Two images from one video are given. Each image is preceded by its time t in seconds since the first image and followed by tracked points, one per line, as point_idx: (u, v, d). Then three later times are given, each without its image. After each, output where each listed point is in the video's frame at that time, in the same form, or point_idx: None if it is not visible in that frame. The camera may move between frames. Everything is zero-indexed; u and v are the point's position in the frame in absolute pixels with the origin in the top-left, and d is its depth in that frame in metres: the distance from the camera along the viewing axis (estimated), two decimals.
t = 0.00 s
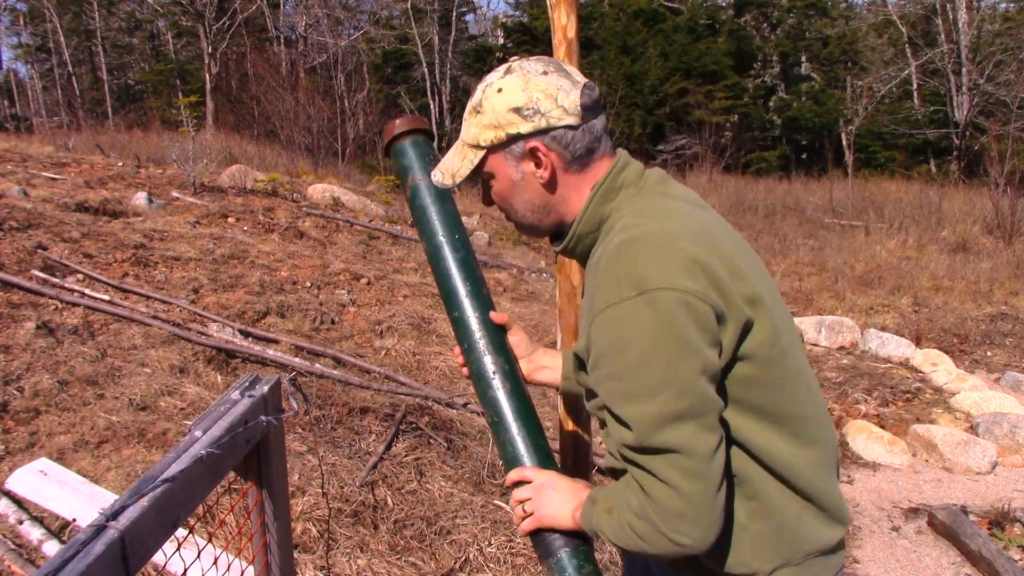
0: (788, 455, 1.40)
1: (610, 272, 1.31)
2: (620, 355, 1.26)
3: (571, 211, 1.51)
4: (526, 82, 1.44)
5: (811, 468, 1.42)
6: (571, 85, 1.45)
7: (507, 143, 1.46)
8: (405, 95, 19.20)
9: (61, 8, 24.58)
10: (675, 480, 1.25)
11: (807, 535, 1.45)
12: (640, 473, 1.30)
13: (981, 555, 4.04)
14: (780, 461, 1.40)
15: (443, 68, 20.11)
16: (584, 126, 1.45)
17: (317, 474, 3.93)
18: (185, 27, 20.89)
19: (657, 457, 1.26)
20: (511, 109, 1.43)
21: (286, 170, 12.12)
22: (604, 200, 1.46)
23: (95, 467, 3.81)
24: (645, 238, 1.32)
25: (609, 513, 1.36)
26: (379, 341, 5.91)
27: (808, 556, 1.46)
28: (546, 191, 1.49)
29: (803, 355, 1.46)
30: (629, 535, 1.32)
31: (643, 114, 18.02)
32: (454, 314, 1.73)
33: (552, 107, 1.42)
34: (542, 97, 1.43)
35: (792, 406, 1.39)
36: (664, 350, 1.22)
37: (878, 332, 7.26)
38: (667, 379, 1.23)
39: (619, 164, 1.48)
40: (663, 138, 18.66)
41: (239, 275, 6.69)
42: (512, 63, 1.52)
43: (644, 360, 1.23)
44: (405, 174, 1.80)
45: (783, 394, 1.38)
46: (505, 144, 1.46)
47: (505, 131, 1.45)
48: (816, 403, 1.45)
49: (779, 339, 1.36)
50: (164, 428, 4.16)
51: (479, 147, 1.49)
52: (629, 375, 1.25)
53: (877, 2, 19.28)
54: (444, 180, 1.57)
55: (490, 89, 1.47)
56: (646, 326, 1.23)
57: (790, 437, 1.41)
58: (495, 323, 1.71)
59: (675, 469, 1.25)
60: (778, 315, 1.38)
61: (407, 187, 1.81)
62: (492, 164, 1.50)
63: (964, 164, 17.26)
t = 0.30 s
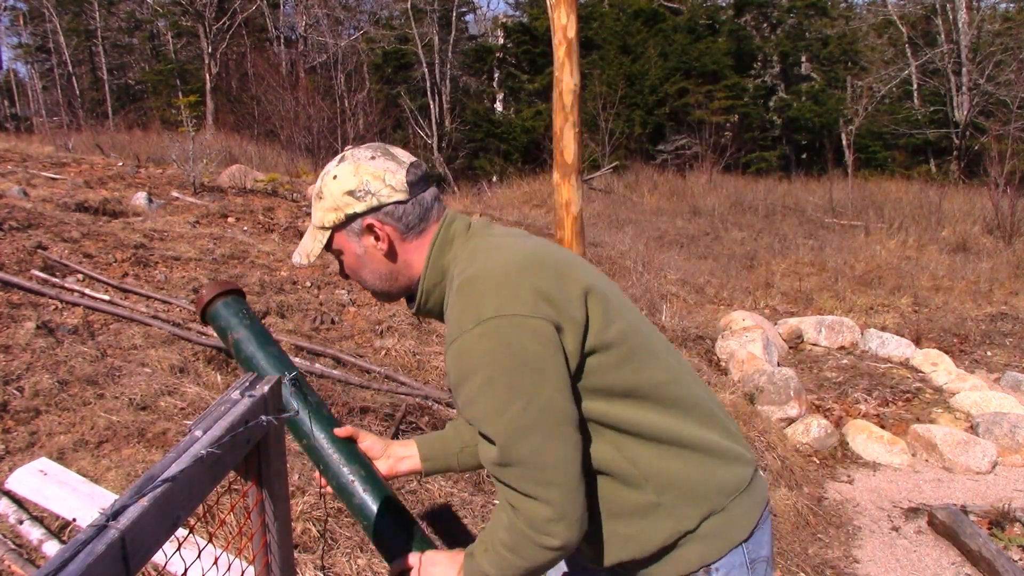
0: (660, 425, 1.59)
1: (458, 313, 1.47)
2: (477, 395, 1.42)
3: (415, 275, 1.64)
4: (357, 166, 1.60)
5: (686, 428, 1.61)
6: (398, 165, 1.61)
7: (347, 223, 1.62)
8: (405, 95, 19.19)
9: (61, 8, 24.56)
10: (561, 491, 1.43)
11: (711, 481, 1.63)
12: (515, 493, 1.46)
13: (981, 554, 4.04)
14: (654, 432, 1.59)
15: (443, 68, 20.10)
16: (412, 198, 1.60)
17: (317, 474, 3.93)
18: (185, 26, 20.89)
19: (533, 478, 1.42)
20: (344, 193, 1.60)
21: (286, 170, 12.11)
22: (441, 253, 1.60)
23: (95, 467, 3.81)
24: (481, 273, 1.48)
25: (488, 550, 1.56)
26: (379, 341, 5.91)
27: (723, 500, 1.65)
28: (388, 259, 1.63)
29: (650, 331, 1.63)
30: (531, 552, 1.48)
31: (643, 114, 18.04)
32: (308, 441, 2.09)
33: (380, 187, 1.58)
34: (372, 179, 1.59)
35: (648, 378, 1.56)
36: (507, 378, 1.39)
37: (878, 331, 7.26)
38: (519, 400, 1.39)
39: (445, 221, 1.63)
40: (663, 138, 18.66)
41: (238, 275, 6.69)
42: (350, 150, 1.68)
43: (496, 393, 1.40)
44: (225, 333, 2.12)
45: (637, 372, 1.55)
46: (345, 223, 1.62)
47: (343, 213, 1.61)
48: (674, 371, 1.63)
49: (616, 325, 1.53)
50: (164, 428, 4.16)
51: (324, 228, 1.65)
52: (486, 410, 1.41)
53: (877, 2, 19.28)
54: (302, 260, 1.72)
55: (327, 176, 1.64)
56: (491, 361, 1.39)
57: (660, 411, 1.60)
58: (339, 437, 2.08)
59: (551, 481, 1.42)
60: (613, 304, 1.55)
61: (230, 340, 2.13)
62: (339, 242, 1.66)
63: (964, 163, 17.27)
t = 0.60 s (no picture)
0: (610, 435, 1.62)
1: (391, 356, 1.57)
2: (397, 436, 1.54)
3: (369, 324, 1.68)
4: (302, 232, 1.65)
5: (636, 432, 1.63)
6: (341, 227, 1.66)
7: (300, 285, 1.65)
8: (405, 95, 19.19)
9: (61, 8, 24.58)
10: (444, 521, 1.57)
11: (676, 474, 1.65)
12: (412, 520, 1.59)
13: (981, 554, 4.04)
14: (608, 441, 1.61)
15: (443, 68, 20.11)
16: (358, 256, 1.65)
17: (317, 474, 3.93)
18: (185, 26, 20.89)
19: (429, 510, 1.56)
20: (294, 258, 1.64)
21: (286, 170, 12.11)
22: (388, 302, 1.63)
23: (95, 467, 3.81)
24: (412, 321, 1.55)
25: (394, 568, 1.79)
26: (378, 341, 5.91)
27: (693, 485, 1.66)
28: (344, 315, 1.67)
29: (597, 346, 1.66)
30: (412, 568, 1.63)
31: (643, 114, 18.04)
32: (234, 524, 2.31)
33: (328, 249, 1.63)
34: (320, 242, 1.63)
35: (587, 400, 1.61)
36: (425, 426, 1.49)
37: (878, 331, 7.26)
38: (434, 444, 1.50)
39: (386, 269, 1.66)
40: (663, 138, 18.66)
41: (238, 275, 6.69)
42: (293, 218, 1.73)
43: (415, 438, 1.51)
44: (117, 446, 2.12)
45: (577, 395, 1.60)
46: (299, 286, 1.65)
47: (296, 277, 1.64)
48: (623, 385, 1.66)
49: (549, 357, 1.57)
50: (164, 428, 4.16)
51: (277, 293, 1.67)
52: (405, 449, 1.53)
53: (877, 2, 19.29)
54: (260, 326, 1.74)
55: (274, 245, 1.68)
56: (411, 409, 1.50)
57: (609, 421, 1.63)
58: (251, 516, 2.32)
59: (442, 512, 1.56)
60: (550, 334, 1.59)
61: (121, 453, 2.13)
62: (294, 304, 1.69)
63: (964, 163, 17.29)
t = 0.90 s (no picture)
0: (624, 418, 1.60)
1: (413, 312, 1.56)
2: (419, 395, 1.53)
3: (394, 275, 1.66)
4: (315, 189, 1.66)
5: (649, 423, 1.62)
6: (352, 179, 1.65)
7: (320, 242, 1.66)
8: (405, 95, 19.20)
9: (61, 8, 24.58)
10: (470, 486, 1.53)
11: (681, 472, 1.64)
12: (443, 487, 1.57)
13: (980, 555, 4.04)
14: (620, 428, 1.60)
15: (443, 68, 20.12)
16: (372, 205, 1.63)
17: (317, 474, 3.93)
18: (185, 26, 20.89)
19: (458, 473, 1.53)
20: (309, 215, 1.65)
21: (286, 170, 12.11)
22: (412, 255, 1.62)
23: (95, 467, 3.81)
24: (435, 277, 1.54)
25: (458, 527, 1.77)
26: (379, 341, 5.92)
27: (694, 484, 1.65)
28: (365, 268, 1.66)
29: (619, 326, 1.64)
30: (459, 543, 1.59)
31: (643, 114, 18.03)
32: None
33: (338, 202, 1.63)
34: (331, 197, 1.64)
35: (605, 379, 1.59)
36: (446, 378, 1.48)
37: (878, 331, 7.26)
38: (449, 395, 1.48)
39: (414, 224, 1.65)
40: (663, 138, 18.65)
41: (239, 275, 6.70)
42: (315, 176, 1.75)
43: (437, 392, 1.49)
44: None
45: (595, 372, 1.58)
46: (320, 243, 1.67)
47: (314, 234, 1.66)
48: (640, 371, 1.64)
49: (573, 326, 1.55)
50: (164, 428, 4.16)
51: (303, 252, 1.70)
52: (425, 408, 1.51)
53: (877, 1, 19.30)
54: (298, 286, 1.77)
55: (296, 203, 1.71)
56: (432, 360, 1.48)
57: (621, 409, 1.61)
58: None
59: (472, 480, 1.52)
60: (575, 305, 1.57)
61: None
62: (320, 262, 1.70)
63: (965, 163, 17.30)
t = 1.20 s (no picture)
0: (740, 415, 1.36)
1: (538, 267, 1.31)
2: (563, 357, 1.23)
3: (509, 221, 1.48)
4: (424, 125, 1.50)
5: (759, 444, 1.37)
6: (466, 115, 1.49)
7: (426, 182, 1.50)
8: (405, 95, 19.22)
9: (61, 8, 24.61)
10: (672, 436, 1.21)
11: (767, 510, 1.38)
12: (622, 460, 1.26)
13: (981, 555, 4.04)
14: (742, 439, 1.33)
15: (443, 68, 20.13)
16: (488, 145, 1.47)
17: (317, 474, 3.93)
18: (185, 27, 20.91)
19: (635, 438, 1.21)
20: (416, 153, 1.49)
21: (286, 170, 12.12)
22: (531, 203, 1.44)
23: (95, 467, 3.81)
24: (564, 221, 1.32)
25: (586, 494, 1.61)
26: (379, 341, 5.92)
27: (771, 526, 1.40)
28: (472, 213, 1.50)
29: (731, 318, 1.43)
30: (669, 521, 1.25)
31: (643, 114, 18.05)
32: None
33: (449, 138, 1.46)
34: (441, 134, 1.47)
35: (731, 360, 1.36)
36: (595, 323, 1.19)
37: (878, 331, 7.27)
38: (598, 339, 1.19)
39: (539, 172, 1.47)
40: (663, 138, 18.66)
41: (239, 275, 6.70)
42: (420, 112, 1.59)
43: (582, 341, 1.20)
44: None
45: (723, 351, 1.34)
46: (425, 184, 1.50)
47: (419, 174, 1.49)
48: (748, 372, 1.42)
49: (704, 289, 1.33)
50: (164, 428, 4.16)
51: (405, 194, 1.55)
52: (569, 370, 1.23)
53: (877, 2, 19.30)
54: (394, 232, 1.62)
55: (399, 139, 1.55)
56: (574, 306, 1.21)
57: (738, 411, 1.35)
58: None
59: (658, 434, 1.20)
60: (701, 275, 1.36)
61: None
62: (423, 205, 1.54)
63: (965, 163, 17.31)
